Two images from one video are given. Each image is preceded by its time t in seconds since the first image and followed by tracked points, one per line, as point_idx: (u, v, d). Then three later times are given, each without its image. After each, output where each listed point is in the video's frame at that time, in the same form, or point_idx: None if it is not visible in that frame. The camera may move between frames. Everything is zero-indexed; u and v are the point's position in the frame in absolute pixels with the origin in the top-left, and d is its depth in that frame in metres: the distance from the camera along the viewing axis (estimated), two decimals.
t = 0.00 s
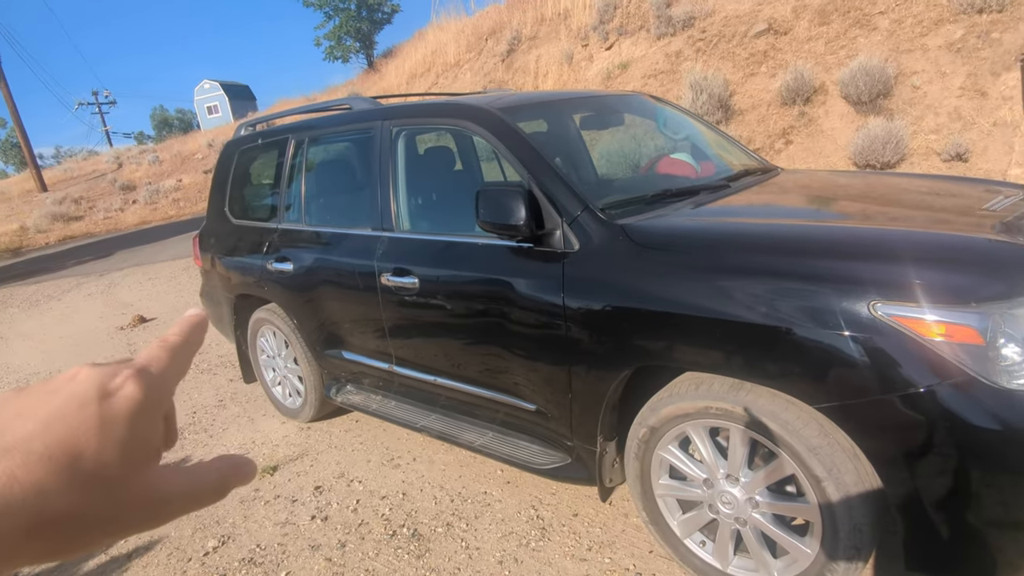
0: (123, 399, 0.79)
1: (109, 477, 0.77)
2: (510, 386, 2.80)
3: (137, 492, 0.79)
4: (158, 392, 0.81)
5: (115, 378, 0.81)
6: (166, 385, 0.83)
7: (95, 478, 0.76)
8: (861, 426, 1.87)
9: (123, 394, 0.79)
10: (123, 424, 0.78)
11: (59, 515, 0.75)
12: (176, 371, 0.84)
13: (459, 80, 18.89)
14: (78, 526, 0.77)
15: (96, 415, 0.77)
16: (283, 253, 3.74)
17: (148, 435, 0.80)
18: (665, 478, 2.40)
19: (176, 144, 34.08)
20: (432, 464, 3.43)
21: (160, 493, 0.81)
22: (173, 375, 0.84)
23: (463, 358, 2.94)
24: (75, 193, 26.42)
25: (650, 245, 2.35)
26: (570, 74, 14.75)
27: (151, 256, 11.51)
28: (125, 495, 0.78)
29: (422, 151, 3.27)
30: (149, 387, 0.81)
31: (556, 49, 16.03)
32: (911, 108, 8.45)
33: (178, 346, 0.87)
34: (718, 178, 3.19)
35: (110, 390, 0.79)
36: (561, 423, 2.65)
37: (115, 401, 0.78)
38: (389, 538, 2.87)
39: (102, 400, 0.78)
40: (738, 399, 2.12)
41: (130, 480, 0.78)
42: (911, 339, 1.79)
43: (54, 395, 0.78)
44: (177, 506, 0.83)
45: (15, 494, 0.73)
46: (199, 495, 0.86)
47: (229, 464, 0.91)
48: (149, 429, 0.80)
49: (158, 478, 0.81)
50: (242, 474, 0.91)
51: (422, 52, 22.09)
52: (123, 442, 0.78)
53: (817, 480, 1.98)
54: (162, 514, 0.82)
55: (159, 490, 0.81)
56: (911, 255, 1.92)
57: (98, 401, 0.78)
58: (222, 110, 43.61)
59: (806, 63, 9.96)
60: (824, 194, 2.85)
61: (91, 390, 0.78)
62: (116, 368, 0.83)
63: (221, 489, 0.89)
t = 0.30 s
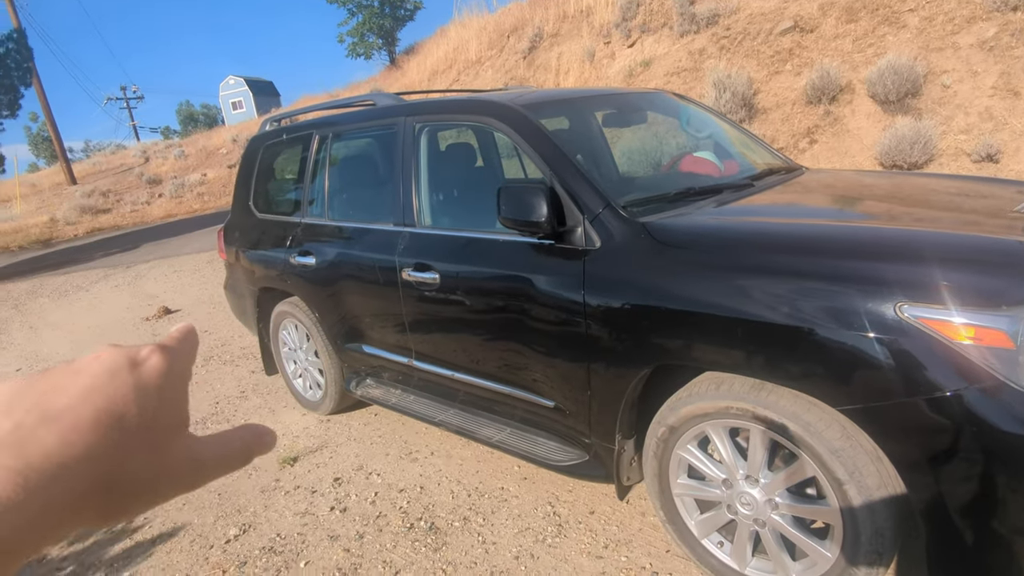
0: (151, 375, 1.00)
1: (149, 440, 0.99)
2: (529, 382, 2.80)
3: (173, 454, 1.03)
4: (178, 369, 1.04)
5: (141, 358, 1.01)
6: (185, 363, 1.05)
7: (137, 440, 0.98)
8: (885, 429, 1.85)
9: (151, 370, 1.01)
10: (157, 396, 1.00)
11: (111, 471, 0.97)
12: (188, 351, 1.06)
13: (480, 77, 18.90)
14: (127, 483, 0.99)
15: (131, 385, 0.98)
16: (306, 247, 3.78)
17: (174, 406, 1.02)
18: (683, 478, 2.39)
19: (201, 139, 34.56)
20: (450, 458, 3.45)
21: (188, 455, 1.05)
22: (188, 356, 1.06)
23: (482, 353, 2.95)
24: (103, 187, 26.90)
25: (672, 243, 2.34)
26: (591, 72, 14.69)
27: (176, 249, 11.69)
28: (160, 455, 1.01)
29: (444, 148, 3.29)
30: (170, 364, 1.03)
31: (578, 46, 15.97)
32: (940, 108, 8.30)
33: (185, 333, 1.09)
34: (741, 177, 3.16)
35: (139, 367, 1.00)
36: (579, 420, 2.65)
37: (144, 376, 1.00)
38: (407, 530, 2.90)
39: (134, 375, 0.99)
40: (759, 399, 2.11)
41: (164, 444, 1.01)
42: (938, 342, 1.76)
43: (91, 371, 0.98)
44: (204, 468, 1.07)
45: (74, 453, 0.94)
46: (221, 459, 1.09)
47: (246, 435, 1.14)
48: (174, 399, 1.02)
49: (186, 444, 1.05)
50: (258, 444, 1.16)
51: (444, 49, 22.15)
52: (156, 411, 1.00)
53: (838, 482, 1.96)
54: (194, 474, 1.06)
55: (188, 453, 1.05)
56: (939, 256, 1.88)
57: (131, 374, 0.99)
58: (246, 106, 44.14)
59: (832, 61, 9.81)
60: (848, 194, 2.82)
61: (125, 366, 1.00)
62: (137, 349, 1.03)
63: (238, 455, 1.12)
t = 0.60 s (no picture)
0: (320, 408, 0.83)
1: (315, 494, 0.80)
2: (544, 377, 2.81)
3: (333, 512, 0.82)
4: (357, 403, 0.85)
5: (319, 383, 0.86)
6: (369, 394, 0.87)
7: (291, 496, 0.79)
8: (903, 430, 1.83)
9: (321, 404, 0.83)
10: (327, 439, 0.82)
11: (266, 535, 0.77)
12: (375, 376, 0.88)
13: (499, 71, 18.87)
14: (278, 547, 0.79)
15: (300, 424, 0.81)
16: (325, 239, 3.81)
17: (341, 451, 0.83)
18: (697, 475, 2.38)
19: (221, 130, 34.91)
20: (464, 451, 3.47)
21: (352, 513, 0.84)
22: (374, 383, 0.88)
23: (497, 347, 2.96)
24: (125, 177, 27.29)
25: (690, 240, 2.32)
26: (610, 67, 14.62)
27: (196, 239, 11.84)
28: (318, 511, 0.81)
29: (462, 141, 3.29)
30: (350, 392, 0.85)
31: (597, 41, 15.90)
32: (966, 106, 8.15)
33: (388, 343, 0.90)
34: (762, 175, 3.13)
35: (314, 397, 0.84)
36: (593, 416, 2.64)
37: (313, 412, 0.82)
38: (420, 521, 2.92)
39: (304, 410, 0.82)
40: (776, 399, 2.09)
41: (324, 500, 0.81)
42: (960, 344, 1.73)
43: (263, 404, 0.83)
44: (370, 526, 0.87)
45: (229, 503, 0.75)
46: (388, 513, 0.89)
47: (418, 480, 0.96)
48: (341, 444, 0.83)
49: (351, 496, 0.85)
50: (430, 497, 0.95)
51: (462, 43, 22.15)
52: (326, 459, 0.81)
53: (855, 483, 1.95)
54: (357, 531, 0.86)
55: (350, 509, 0.84)
56: (961, 256, 1.86)
57: (300, 410, 0.82)
58: (267, 99, 44.51)
59: (856, 58, 9.66)
60: (869, 192, 2.78)
61: (295, 398, 0.83)
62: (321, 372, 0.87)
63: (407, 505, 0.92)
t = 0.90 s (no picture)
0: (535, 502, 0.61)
1: None
2: (559, 371, 2.80)
3: None
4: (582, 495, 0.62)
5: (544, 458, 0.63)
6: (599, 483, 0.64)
7: None
8: (923, 430, 1.81)
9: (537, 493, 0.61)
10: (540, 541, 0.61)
11: None
12: (608, 459, 0.64)
13: (516, 65, 18.83)
14: None
15: (496, 526, 0.60)
16: (343, 230, 3.82)
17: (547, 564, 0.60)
18: (712, 471, 2.37)
19: (240, 121, 35.17)
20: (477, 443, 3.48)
21: None
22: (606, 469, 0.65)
23: (512, 340, 2.96)
24: (146, 166, 27.61)
25: (710, 235, 2.31)
26: (629, 61, 14.53)
27: (215, 229, 11.95)
28: None
29: (481, 134, 3.29)
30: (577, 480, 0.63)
31: (616, 35, 15.80)
32: (993, 104, 8.00)
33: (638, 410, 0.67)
34: (784, 171, 3.10)
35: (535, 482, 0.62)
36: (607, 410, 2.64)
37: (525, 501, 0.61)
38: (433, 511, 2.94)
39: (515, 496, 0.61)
40: (795, 396, 2.07)
41: None
42: (986, 343, 1.71)
43: (461, 476, 0.63)
44: None
45: None
46: None
47: None
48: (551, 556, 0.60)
49: None
50: None
51: (480, 37, 22.13)
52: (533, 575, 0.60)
53: (874, 482, 1.93)
54: None
55: None
56: (987, 255, 1.83)
57: (503, 500, 0.61)
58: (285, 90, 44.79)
59: (880, 54, 9.52)
60: (892, 189, 2.75)
61: (498, 480, 0.62)
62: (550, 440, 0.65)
63: None
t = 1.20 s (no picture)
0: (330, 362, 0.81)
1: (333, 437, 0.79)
2: (568, 366, 2.80)
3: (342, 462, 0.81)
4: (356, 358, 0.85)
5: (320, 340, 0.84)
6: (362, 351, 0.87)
7: (310, 445, 0.76)
8: (935, 433, 1.79)
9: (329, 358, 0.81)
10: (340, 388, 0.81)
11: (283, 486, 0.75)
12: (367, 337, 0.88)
13: (530, 60, 18.78)
14: (294, 495, 0.77)
15: (311, 381, 0.78)
16: (355, 223, 3.84)
17: (351, 401, 0.81)
18: (720, 471, 2.37)
19: (255, 114, 35.35)
20: (485, 437, 3.49)
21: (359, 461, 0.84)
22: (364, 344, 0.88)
23: (521, 335, 2.97)
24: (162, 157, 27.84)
25: (723, 233, 2.29)
26: (643, 58, 14.45)
27: (229, 220, 12.03)
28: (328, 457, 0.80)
29: (494, 129, 3.28)
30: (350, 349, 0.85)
31: (631, 31, 15.69)
32: (1014, 104, 7.87)
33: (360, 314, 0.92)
34: (798, 169, 3.07)
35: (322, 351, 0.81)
36: (616, 407, 2.63)
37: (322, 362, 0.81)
38: (440, 504, 2.95)
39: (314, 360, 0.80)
40: (805, 396, 2.06)
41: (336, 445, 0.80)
42: (1000, 346, 1.69)
43: (274, 356, 0.79)
44: (371, 473, 0.86)
45: (256, 454, 0.73)
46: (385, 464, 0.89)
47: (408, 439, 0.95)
48: (352, 395, 0.81)
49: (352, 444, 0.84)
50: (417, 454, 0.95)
51: (495, 31, 22.09)
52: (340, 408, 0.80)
53: (884, 485, 1.91)
54: (358, 484, 0.84)
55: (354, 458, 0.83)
56: (1004, 257, 1.80)
57: (310, 367, 0.79)
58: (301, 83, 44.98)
59: (899, 52, 9.39)
60: (908, 190, 2.72)
61: (300, 357, 0.80)
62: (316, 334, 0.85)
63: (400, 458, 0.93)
